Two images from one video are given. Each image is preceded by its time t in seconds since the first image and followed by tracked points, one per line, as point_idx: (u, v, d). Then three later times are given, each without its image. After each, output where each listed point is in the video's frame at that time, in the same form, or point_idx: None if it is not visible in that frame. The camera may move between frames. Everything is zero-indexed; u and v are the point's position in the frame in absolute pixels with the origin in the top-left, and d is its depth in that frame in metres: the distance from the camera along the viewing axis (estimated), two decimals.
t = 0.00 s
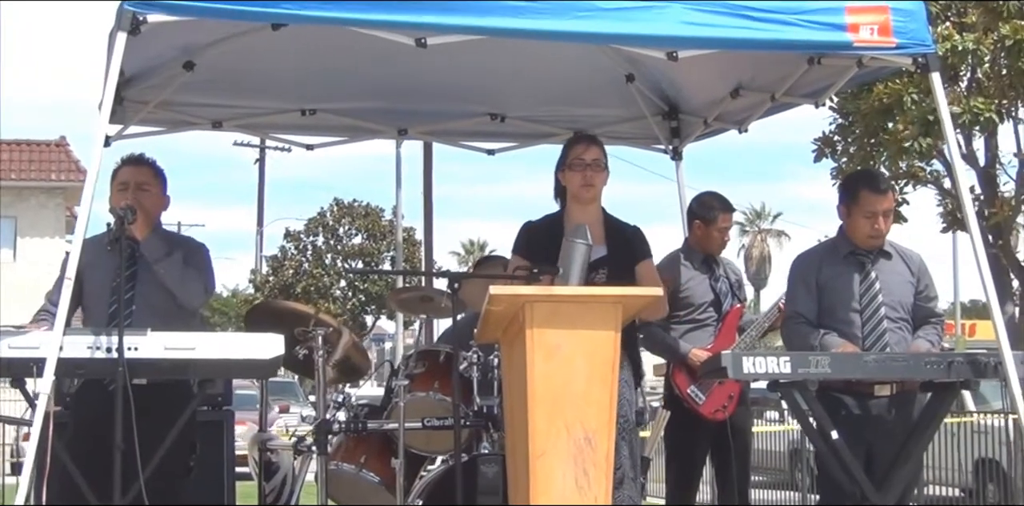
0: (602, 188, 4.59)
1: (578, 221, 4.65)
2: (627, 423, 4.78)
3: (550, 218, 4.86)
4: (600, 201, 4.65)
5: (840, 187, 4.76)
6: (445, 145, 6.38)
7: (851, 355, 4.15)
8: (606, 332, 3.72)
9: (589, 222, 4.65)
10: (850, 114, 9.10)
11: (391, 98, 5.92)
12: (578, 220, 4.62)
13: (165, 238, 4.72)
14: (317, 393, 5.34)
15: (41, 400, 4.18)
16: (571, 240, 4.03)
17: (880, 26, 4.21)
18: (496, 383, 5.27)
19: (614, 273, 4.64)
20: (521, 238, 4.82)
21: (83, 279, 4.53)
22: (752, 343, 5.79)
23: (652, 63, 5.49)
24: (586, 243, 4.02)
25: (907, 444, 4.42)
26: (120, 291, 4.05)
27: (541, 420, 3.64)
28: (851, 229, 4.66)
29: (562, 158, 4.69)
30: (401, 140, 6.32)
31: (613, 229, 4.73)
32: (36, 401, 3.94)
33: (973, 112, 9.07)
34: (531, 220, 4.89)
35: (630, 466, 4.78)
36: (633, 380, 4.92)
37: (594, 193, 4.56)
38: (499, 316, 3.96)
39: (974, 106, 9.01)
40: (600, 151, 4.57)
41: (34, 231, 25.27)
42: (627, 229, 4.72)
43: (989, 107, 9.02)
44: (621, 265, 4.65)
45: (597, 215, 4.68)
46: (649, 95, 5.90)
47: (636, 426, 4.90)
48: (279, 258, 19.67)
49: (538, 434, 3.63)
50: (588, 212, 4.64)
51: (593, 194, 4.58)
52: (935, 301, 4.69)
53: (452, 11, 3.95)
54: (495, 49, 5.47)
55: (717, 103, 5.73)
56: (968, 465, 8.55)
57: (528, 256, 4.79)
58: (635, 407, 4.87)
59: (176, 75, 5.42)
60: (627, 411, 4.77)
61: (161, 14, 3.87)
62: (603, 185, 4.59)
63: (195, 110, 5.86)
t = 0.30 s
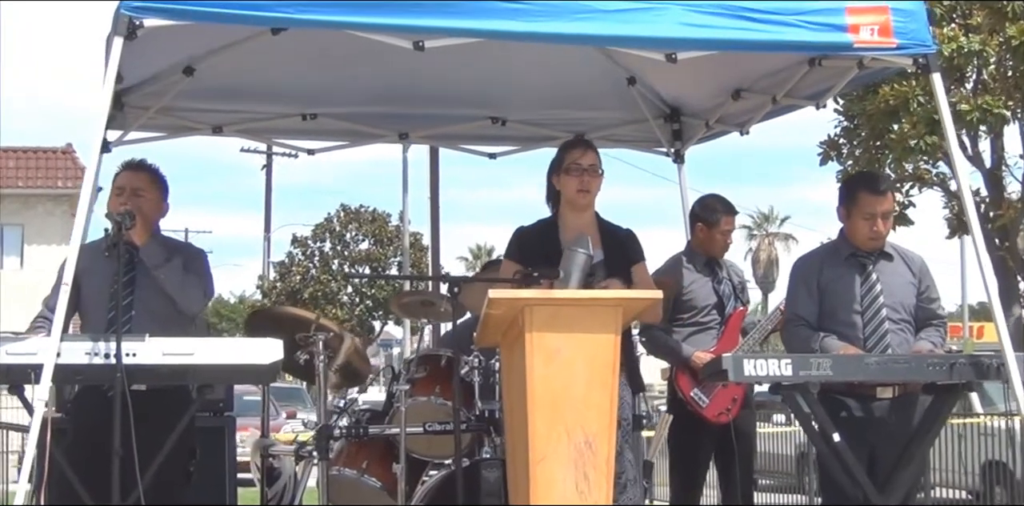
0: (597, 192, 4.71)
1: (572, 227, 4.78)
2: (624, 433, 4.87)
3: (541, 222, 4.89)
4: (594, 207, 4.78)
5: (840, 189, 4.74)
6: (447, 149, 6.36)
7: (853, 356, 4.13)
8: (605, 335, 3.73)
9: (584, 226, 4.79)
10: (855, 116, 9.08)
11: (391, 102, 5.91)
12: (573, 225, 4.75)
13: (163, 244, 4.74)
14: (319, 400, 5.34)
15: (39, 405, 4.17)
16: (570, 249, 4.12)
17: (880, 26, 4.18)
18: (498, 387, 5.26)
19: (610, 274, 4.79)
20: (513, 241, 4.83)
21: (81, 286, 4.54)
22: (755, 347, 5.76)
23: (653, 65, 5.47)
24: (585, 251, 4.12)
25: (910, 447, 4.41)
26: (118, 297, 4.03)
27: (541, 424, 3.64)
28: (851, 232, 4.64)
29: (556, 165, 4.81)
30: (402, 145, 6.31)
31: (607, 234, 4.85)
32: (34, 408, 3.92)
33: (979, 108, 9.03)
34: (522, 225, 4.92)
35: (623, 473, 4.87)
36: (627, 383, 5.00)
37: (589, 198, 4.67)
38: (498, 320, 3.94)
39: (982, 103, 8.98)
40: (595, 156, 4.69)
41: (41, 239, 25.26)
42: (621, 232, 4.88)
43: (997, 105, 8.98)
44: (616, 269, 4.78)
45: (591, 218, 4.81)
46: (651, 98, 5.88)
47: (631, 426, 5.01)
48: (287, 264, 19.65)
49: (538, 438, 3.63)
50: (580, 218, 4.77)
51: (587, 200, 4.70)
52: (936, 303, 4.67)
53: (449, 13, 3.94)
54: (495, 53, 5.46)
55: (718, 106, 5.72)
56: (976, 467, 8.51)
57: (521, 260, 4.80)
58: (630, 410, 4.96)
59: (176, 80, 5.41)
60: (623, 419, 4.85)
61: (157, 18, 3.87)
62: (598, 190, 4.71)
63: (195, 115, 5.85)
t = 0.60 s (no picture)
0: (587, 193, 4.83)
1: (562, 227, 4.90)
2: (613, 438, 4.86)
3: (530, 224, 5.01)
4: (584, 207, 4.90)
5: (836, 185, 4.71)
6: (443, 149, 6.33)
7: (850, 355, 4.10)
8: (599, 335, 3.70)
9: (574, 226, 4.91)
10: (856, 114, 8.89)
11: (387, 102, 5.87)
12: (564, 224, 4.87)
13: (153, 246, 4.73)
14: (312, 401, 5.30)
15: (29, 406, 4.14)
16: (562, 247, 4.10)
17: (875, 21, 4.13)
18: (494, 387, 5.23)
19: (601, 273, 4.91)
20: (503, 242, 4.96)
21: (71, 289, 4.51)
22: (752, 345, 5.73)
23: (649, 64, 5.44)
24: (578, 249, 4.10)
25: (905, 447, 4.38)
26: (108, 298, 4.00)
27: (534, 424, 3.61)
28: (847, 230, 4.61)
29: (546, 166, 4.93)
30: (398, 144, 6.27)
31: (596, 234, 4.98)
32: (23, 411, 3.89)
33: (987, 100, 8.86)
34: (512, 226, 5.03)
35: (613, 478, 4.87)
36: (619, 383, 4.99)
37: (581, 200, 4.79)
38: (492, 320, 3.91)
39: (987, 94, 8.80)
40: (586, 158, 4.82)
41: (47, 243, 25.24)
42: (610, 233, 5.00)
43: (1003, 96, 8.80)
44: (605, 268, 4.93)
45: (580, 219, 4.93)
46: (648, 96, 5.85)
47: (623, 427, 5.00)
48: (292, 266, 19.61)
49: (531, 438, 3.60)
50: (570, 219, 4.90)
51: (578, 201, 4.82)
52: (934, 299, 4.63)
53: (441, 10, 3.90)
54: (489, 53, 5.42)
55: (714, 103, 5.69)
56: (981, 466, 8.45)
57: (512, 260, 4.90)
58: (622, 411, 4.97)
59: (169, 82, 5.38)
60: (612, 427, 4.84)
61: (143, 18, 3.84)
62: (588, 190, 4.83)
63: (190, 117, 5.82)
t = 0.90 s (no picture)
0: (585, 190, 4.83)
1: (561, 225, 4.89)
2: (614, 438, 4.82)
3: (527, 221, 4.98)
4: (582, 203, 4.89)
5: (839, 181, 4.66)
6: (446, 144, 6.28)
7: (852, 351, 4.04)
8: (599, 332, 3.65)
9: (573, 223, 4.90)
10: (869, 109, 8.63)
11: (388, 97, 5.83)
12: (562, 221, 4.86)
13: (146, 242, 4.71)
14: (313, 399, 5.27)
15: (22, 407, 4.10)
16: (562, 242, 4.08)
17: (878, 13, 4.08)
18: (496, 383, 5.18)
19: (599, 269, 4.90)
20: (501, 239, 4.92)
21: (62, 287, 4.51)
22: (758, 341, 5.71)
23: (653, 58, 5.38)
24: (578, 243, 4.07)
25: (910, 445, 4.33)
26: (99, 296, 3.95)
27: (532, 422, 3.57)
28: (850, 226, 4.56)
29: (544, 164, 4.93)
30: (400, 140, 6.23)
31: (595, 230, 4.97)
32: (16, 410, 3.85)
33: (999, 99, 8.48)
34: (509, 223, 5.00)
35: (614, 479, 4.83)
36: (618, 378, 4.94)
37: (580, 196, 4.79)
38: (488, 315, 3.86)
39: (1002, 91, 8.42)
40: (583, 154, 4.82)
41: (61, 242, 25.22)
42: (607, 230, 5.00)
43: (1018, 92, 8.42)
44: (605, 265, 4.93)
45: (578, 216, 4.92)
46: (652, 90, 5.79)
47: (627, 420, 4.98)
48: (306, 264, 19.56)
49: (529, 436, 3.56)
50: (569, 216, 4.89)
51: (576, 198, 4.81)
52: (939, 298, 4.57)
53: (436, 4, 3.85)
54: (490, 48, 5.37)
55: (717, 98, 5.64)
56: (995, 464, 8.36)
57: (509, 258, 4.87)
58: (623, 408, 4.92)
59: (168, 77, 5.33)
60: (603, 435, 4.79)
61: (135, 12, 3.79)
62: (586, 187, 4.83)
63: (190, 113, 5.78)
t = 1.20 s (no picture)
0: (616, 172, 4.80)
1: (592, 206, 4.85)
2: (646, 422, 4.79)
3: (556, 204, 4.91)
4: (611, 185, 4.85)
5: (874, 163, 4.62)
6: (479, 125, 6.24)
7: (884, 337, 3.99)
8: (626, 316, 3.60)
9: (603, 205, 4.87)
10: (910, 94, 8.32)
11: (420, 79, 5.79)
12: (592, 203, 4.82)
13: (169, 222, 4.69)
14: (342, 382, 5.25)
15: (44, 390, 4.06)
16: (592, 227, 4.03)
17: None
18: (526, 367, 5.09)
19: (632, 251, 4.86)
20: (529, 221, 4.85)
21: (86, 271, 4.52)
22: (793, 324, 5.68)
23: (686, 40, 5.32)
24: (608, 229, 4.01)
25: (944, 432, 4.27)
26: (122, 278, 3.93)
27: (558, 407, 3.53)
28: (884, 208, 4.50)
29: (573, 145, 4.90)
30: (433, 122, 6.19)
31: (626, 212, 4.94)
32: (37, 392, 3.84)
33: None
34: (537, 206, 4.94)
35: (646, 464, 4.80)
36: (648, 362, 4.90)
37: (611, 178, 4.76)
38: (515, 299, 3.82)
39: None
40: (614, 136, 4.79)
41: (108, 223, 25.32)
42: (637, 212, 4.97)
43: None
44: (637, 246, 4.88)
45: (608, 197, 4.89)
46: (686, 72, 5.73)
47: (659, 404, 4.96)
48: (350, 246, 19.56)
49: (554, 420, 3.52)
50: (600, 198, 4.86)
51: (607, 179, 4.78)
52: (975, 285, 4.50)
53: None
54: (521, 31, 5.32)
55: (752, 81, 5.59)
56: None
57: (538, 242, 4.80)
58: (654, 391, 4.88)
59: (198, 59, 5.31)
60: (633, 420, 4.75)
61: None
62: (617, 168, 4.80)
63: (220, 94, 5.76)
